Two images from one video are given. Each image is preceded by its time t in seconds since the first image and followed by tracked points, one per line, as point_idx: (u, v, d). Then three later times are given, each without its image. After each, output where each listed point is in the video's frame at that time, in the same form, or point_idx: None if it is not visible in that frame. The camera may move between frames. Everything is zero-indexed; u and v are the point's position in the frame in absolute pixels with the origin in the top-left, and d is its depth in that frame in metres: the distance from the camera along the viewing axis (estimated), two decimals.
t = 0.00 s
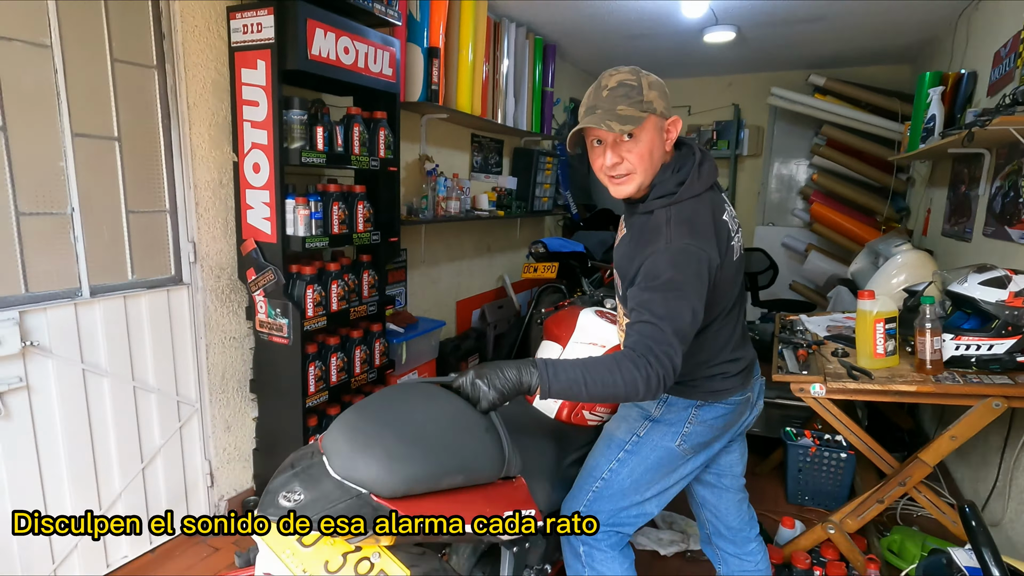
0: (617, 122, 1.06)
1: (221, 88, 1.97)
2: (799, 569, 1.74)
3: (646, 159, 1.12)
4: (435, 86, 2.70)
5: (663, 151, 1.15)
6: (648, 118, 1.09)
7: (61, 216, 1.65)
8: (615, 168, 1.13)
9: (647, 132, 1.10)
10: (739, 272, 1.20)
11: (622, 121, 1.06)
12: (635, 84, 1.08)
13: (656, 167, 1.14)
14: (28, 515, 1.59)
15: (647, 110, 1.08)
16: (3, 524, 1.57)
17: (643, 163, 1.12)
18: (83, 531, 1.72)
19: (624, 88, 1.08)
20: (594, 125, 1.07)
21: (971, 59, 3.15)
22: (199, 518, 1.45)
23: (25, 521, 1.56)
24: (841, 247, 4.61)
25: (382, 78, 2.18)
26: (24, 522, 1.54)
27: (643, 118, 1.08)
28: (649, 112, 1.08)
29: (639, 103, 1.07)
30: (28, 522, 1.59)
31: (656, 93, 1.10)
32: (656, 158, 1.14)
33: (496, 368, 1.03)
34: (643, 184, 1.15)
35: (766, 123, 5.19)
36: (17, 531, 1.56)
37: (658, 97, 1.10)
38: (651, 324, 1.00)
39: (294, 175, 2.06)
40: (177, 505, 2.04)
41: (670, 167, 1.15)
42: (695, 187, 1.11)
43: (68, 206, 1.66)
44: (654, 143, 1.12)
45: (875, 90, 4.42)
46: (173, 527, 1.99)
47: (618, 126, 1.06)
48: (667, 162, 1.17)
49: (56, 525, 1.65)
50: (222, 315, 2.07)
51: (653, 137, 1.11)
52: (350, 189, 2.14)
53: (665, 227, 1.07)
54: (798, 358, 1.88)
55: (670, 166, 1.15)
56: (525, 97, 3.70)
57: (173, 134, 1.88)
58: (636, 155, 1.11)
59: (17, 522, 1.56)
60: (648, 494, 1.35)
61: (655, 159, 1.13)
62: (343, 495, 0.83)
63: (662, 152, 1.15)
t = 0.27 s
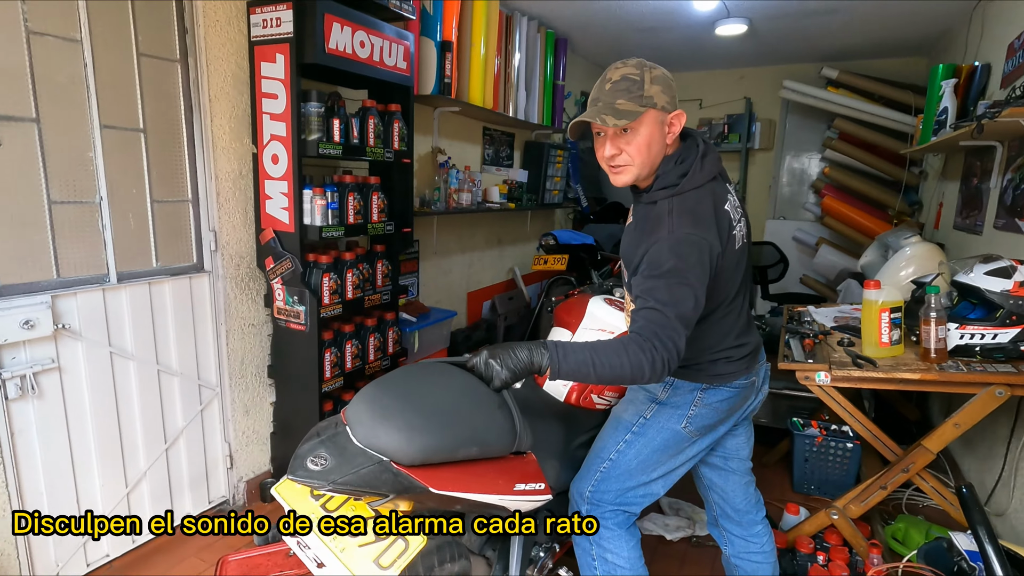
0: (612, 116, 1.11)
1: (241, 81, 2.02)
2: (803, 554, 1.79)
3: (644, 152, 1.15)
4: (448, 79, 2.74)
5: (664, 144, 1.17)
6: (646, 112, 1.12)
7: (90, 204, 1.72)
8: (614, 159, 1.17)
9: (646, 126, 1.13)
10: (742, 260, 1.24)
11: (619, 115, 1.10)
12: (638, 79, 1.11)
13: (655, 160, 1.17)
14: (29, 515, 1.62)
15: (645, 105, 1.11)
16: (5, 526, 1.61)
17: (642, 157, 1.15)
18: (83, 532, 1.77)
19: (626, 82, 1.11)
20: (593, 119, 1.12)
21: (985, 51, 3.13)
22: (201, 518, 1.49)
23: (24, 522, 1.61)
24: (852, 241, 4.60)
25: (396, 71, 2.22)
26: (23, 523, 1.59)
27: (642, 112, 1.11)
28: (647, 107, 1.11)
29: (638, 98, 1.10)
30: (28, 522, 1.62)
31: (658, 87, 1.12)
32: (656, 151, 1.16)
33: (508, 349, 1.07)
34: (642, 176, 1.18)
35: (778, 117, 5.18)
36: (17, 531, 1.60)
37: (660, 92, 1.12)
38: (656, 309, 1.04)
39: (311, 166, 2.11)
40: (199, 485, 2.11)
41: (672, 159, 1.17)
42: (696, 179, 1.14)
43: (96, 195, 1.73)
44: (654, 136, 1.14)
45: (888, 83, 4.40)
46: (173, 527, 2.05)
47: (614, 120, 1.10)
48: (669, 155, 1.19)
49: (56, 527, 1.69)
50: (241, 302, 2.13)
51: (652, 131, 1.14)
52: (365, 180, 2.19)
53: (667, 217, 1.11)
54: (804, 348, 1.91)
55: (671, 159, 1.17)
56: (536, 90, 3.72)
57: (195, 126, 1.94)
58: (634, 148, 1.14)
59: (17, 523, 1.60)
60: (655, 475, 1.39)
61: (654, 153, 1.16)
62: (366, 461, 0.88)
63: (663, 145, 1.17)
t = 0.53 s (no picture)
0: (610, 111, 1.16)
1: (256, 77, 2.07)
2: (805, 544, 1.81)
3: (643, 146, 1.20)
4: (458, 74, 2.78)
5: (662, 139, 1.22)
6: (644, 108, 1.17)
7: (111, 197, 1.77)
8: (614, 153, 1.23)
9: (644, 121, 1.18)
10: (741, 251, 1.28)
11: (617, 110, 1.15)
12: (637, 75, 1.16)
13: (654, 154, 1.22)
14: (29, 514, 1.61)
15: (643, 101, 1.16)
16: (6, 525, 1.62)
17: (640, 151, 1.20)
18: (83, 532, 1.75)
19: (625, 78, 1.16)
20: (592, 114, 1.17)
21: (1000, 43, 3.10)
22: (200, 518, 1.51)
23: (24, 522, 1.60)
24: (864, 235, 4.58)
25: (407, 66, 2.26)
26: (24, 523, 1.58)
27: (640, 107, 1.16)
28: (646, 102, 1.16)
29: (637, 94, 1.15)
30: (29, 521, 1.61)
31: (657, 83, 1.17)
32: (655, 145, 1.22)
33: (512, 337, 1.11)
34: (642, 169, 1.23)
35: (790, 110, 5.16)
36: (18, 531, 1.60)
37: (658, 88, 1.17)
38: (657, 299, 1.07)
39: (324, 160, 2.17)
40: (215, 470, 2.18)
41: (671, 153, 1.22)
42: (695, 171, 1.20)
43: (117, 188, 1.79)
44: (652, 130, 1.20)
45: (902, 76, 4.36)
46: (173, 527, 2.01)
47: (611, 115, 1.15)
48: (669, 148, 1.24)
49: (56, 527, 1.68)
50: (255, 293, 2.19)
51: (650, 126, 1.19)
52: (376, 174, 2.24)
53: (667, 209, 1.16)
54: (809, 340, 1.93)
55: (671, 152, 1.23)
56: (546, 84, 3.75)
57: (211, 121, 1.99)
58: (632, 143, 1.19)
59: (17, 523, 1.60)
60: (657, 462, 1.42)
61: (653, 147, 1.21)
62: (375, 440, 0.91)
63: (663, 139, 1.23)
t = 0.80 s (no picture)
0: (606, 102, 1.17)
1: (265, 70, 2.11)
2: (806, 534, 1.81)
3: (640, 137, 1.21)
4: (465, 67, 2.79)
5: (659, 129, 1.23)
6: (641, 99, 1.18)
7: (124, 188, 1.82)
8: (612, 144, 1.25)
9: (641, 111, 1.19)
10: (736, 242, 1.30)
11: (613, 101, 1.17)
12: (634, 65, 1.18)
13: (651, 144, 1.24)
14: (28, 514, 1.56)
15: (640, 91, 1.17)
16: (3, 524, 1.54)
17: (637, 141, 1.22)
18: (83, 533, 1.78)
19: (623, 69, 1.18)
20: (589, 104, 1.20)
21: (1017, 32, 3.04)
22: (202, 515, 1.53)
23: (23, 522, 1.55)
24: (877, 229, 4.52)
25: (414, 59, 2.27)
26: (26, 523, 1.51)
27: (636, 98, 1.17)
28: (642, 93, 1.17)
29: (634, 85, 1.17)
30: (28, 521, 1.56)
31: (654, 74, 1.19)
32: (652, 136, 1.23)
33: (508, 325, 1.13)
34: (639, 160, 1.25)
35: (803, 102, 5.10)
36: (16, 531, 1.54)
37: (655, 79, 1.18)
38: (651, 287, 1.09)
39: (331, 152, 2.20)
40: (226, 456, 2.23)
41: (669, 142, 1.23)
42: (692, 161, 1.21)
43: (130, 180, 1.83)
44: (649, 121, 1.21)
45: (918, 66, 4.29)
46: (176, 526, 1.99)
47: (607, 105, 1.17)
48: (666, 138, 1.25)
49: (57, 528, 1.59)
50: (265, 284, 2.23)
51: (647, 116, 1.20)
52: (382, 166, 2.27)
53: (663, 198, 1.17)
54: (812, 332, 1.92)
55: (668, 142, 1.24)
56: (554, 76, 3.74)
57: (221, 114, 2.03)
58: (629, 134, 1.21)
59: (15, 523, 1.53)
60: (655, 450, 1.44)
61: (650, 137, 1.23)
62: (370, 421, 0.95)
63: (660, 130, 1.24)
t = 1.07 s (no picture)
0: (601, 95, 1.18)
1: (272, 65, 2.14)
2: (807, 528, 1.80)
3: (635, 129, 1.22)
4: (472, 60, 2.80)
5: (655, 121, 1.24)
6: (636, 91, 1.19)
7: (135, 182, 1.86)
8: (607, 136, 1.25)
9: (636, 104, 1.20)
10: (732, 234, 1.31)
11: (608, 94, 1.18)
12: (629, 58, 1.18)
13: (646, 136, 1.24)
14: (29, 515, 1.53)
15: (635, 84, 1.18)
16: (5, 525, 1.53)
17: (632, 134, 1.23)
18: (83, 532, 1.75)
19: (618, 62, 1.18)
20: (585, 97, 1.20)
21: None
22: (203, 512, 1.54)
23: (24, 523, 1.52)
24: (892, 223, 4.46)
25: (419, 53, 2.29)
26: (25, 522, 1.49)
27: (631, 91, 1.18)
28: (637, 86, 1.18)
29: (628, 77, 1.17)
30: (28, 521, 1.53)
31: (649, 66, 1.19)
32: (647, 128, 1.23)
33: (500, 316, 1.15)
34: (633, 151, 1.26)
35: (818, 94, 5.03)
36: (18, 531, 1.51)
37: (650, 71, 1.19)
38: (644, 279, 1.09)
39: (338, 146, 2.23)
40: (236, 444, 2.29)
41: (664, 135, 1.24)
42: (687, 153, 1.21)
43: (141, 174, 1.87)
44: (645, 113, 1.22)
45: (935, 57, 4.20)
46: (172, 527, 1.99)
47: (602, 98, 1.18)
48: (662, 131, 1.25)
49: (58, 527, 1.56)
50: (273, 276, 2.27)
51: (642, 109, 1.21)
52: (388, 160, 2.29)
53: (657, 190, 1.18)
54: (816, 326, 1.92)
55: (663, 134, 1.24)
56: (563, 69, 3.73)
57: (230, 109, 2.06)
58: (624, 126, 1.22)
59: (17, 522, 1.51)
60: (651, 442, 1.45)
61: (645, 130, 1.23)
62: (360, 407, 0.99)
63: (656, 122, 1.24)
